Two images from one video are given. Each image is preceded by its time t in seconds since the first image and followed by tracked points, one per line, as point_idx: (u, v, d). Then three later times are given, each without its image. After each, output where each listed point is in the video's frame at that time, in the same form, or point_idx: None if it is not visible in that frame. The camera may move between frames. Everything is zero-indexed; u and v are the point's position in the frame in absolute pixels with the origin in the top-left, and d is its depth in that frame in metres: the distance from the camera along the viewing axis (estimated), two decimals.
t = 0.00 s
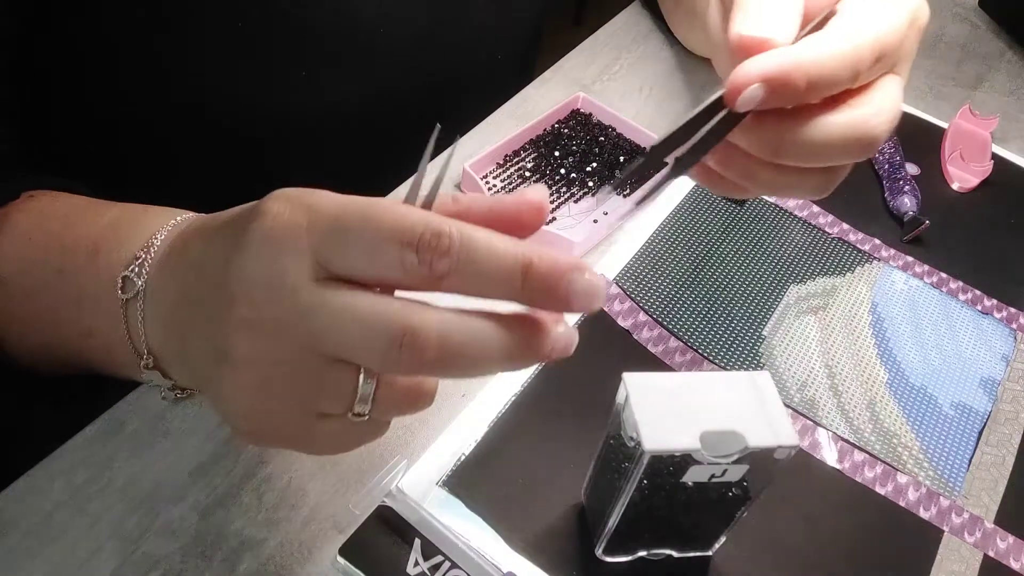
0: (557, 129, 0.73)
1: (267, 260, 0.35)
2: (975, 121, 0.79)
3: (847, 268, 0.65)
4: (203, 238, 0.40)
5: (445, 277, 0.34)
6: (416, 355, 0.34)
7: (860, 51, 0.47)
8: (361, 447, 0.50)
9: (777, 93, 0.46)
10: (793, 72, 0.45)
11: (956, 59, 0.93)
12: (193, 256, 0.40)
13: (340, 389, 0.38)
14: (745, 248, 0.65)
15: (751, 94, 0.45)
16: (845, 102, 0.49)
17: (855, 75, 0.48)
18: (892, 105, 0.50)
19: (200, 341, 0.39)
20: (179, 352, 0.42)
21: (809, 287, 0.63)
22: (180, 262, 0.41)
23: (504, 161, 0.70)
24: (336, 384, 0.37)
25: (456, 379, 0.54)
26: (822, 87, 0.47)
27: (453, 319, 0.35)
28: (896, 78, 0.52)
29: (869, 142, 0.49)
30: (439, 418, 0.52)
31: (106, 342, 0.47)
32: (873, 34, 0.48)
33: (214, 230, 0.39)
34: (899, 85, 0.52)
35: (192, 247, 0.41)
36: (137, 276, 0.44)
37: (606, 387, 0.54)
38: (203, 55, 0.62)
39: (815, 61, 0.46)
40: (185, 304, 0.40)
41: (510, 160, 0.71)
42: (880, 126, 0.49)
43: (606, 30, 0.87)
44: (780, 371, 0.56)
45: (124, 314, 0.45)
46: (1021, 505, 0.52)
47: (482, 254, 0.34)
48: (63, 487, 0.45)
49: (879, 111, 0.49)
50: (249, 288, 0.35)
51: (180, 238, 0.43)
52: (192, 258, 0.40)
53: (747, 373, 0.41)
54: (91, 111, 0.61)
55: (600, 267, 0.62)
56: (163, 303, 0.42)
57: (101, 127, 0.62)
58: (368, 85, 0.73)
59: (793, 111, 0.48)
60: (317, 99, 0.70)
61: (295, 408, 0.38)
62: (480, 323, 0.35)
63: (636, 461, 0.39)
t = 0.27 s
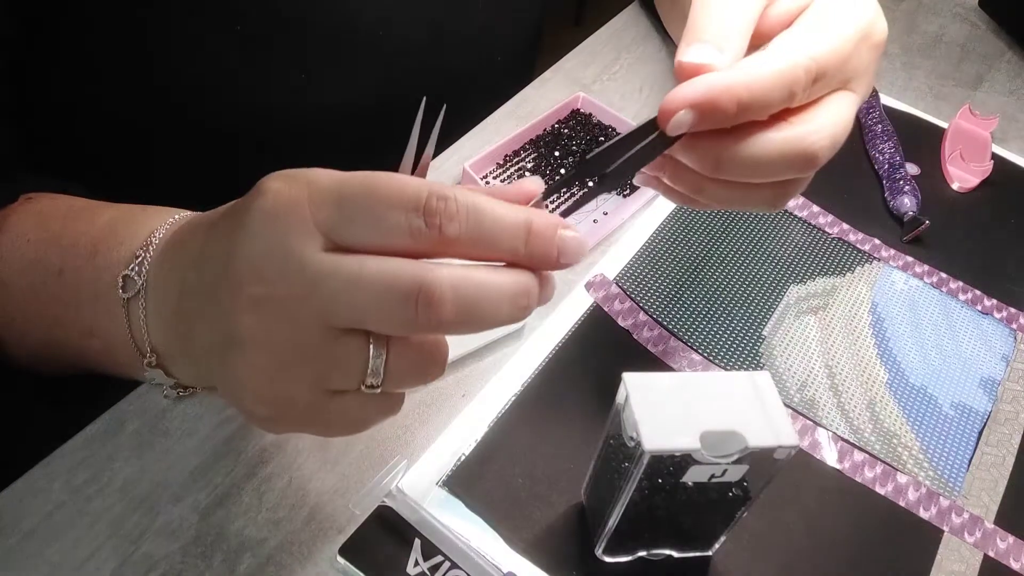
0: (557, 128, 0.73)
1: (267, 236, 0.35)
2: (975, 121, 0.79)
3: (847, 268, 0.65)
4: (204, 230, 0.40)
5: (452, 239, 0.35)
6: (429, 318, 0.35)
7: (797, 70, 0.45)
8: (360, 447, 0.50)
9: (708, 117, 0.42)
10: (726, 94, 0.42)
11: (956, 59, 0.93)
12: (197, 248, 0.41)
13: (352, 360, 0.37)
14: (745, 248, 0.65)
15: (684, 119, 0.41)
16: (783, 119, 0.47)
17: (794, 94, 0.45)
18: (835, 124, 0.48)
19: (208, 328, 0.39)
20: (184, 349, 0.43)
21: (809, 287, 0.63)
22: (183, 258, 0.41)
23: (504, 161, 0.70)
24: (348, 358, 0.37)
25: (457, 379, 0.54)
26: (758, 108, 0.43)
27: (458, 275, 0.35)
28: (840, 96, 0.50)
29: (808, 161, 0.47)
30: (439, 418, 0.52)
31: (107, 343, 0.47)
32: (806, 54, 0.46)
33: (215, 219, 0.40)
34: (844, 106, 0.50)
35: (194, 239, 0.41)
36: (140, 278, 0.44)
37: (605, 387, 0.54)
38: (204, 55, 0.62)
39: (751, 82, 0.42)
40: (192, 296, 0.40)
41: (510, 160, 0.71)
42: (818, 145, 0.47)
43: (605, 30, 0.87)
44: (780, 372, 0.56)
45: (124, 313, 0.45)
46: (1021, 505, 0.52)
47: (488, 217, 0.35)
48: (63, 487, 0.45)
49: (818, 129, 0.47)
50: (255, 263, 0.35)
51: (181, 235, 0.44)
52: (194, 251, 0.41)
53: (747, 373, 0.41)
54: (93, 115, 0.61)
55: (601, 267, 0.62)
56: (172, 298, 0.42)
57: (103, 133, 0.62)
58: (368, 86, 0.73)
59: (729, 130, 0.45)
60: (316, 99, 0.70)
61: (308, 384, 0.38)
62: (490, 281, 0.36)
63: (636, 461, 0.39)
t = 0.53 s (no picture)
0: (557, 128, 0.73)
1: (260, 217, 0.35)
2: (975, 121, 0.79)
3: (847, 268, 0.65)
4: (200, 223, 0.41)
5: (443, 213, 0.35)
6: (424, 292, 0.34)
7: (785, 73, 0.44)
8: (360, 447, 0.50)
9: (698, 122, 0.43)
10: (713, 101, 0.42)
11: (956, 59, 0.93)
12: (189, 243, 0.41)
13: (348, 342, 0.37)
14: (745, 248, 0.65)
15: (672, 127, 0.42)
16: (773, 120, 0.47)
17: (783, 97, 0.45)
18: (826, 122, 0.48)
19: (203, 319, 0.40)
20: (183, 349, 0.43)
21: (809, 287, 0.63)
22: (179, 250, 0.42)
23: (504, 161, 0.69)
24: (341, 337, 0.37)
25: (456, 379, 0.54)
26: (746, 112, 0.43)
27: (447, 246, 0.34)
28: (835, 95, 0.50)
29: (800, 160, 0.47)
30: (439, 418, 0.52)
31: (107, 343, 0.47)
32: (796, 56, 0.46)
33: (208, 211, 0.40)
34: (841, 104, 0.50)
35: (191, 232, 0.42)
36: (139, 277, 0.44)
37: (606, 387, 0.54)
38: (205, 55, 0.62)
39: (737, 88, 0.42)
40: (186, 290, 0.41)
41: (510, 160, 0.71)
42: (810, 144, 0.46)
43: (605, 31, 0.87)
44: (780, 371, 0.56)
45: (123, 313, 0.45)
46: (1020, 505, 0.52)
47: (478, 197, 0.35)
48: (64, 487, 0.45)
49: (811, 130, 0.47)
50: (247, 246, 0.35)
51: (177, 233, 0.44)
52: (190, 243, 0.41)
53: (747, 373, 0.41)
54: (85, 121, 0.60)
55: (601, 268, 0.62)
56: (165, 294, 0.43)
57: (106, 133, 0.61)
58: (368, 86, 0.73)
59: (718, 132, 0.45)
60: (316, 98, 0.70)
61: (306, 368, 0.38)
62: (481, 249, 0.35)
63: (636, 461, 0.39)
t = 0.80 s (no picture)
0: (557, 128, 0.73)
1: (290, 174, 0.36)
2: (974, 121, 0.79)
3: (847, 268, 0.65)
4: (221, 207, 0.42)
5: (467, 169, 0.36)
6: (451, 238, 0.34)
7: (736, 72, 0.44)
8: (360, 447, 0.50)
9: (667, 154, 0.43)
10: (670, 135, 0.43)
11: (956, 59, 0.93)
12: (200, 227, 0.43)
13: (370, 297, 0.38)
14: (745, 248, 0.65)
15: (645, 176, 0.43)
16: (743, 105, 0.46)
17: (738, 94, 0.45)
18: (793, 93, 0.47)
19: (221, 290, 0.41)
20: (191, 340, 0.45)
21: (808, 287, 0.63)
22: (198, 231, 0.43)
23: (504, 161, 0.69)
24: (365, 291, 0.38)
25: (456, 379, 0.54)
26: (704, 125, 0.44)
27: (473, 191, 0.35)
28: (805, 64, 0.48)
29: (772, 143, 0.47)
30: (439, 418, 0.52)
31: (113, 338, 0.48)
32: (746, 46, 0.45)
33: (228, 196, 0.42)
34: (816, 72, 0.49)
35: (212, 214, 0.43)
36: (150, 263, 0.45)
37: (606, 387, 0.54)
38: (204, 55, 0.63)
39: (688, 109, 0.43)
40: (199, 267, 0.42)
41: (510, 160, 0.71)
42: (779, 125, 0.46)
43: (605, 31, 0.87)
44: (780, 371, 0.57)
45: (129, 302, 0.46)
46: (1021, 505, 0.52)
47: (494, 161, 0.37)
48: (64, 487, 0.45)
49: (778, 109, 0.46)
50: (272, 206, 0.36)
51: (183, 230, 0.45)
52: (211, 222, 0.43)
53: (747, 373, 0.41)
54: (98, 127, 0.60)
55: (600, 268, 0.62)
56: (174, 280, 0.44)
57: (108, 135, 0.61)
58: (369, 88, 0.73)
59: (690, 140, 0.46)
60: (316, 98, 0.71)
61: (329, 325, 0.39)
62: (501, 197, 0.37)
63: (637, 461, 0.39)
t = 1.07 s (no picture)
0: (557, 128, 0.73)
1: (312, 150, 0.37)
2: (975, 121, 0.79)
3: (847, 268, 0.65)
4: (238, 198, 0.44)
5: (484, 147, 0.37)
6: (471, 208, 0.35)
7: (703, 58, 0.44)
8: (360, 447, 0.50)
9: (648, 157, 0.45)
10: (645, 138, 0.45)
11: (956, 59, 0.93)
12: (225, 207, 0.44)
13: (390, 270, 0.38)
14: (745, 248, 0.65)
15: (628, 175, 0.47)
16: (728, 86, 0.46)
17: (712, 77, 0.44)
18: (772, 68, 0.45)
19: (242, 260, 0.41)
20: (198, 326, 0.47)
21: (809, 287, 0.63)
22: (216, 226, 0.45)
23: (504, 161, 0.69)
24: (383, 264, 0.38)
25: (456, 379, 0.54)
26: (685, 122, 0.45)
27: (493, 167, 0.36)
28: (780, 30, 0.48)
29: (763, 113, 0.45)
30: (439, 418, 0.52)
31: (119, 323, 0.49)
32: (711, 30, 0.45)
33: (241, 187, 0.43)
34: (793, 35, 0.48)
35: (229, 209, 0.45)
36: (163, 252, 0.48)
37: (606, 387, 0.54)
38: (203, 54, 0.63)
39: (661, 108, 0.44)
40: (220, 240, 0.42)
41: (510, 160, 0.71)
42: (767, 94, 0.45)
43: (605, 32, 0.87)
44: (780, 371, 0.57)
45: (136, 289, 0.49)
46: (1021, 505, 0.52)
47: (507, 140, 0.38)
48: (64, 487, 0.45)
49: (762, 78, 0.45)
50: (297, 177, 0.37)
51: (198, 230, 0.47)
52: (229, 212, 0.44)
53: (747, 373, 0.41)
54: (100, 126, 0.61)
55: (600, 268, 0.62)
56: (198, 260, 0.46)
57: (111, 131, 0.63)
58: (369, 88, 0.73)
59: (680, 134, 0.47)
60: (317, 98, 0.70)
61: (347, 296, 0.40)
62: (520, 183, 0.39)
63: (636, 461, 0.39)
